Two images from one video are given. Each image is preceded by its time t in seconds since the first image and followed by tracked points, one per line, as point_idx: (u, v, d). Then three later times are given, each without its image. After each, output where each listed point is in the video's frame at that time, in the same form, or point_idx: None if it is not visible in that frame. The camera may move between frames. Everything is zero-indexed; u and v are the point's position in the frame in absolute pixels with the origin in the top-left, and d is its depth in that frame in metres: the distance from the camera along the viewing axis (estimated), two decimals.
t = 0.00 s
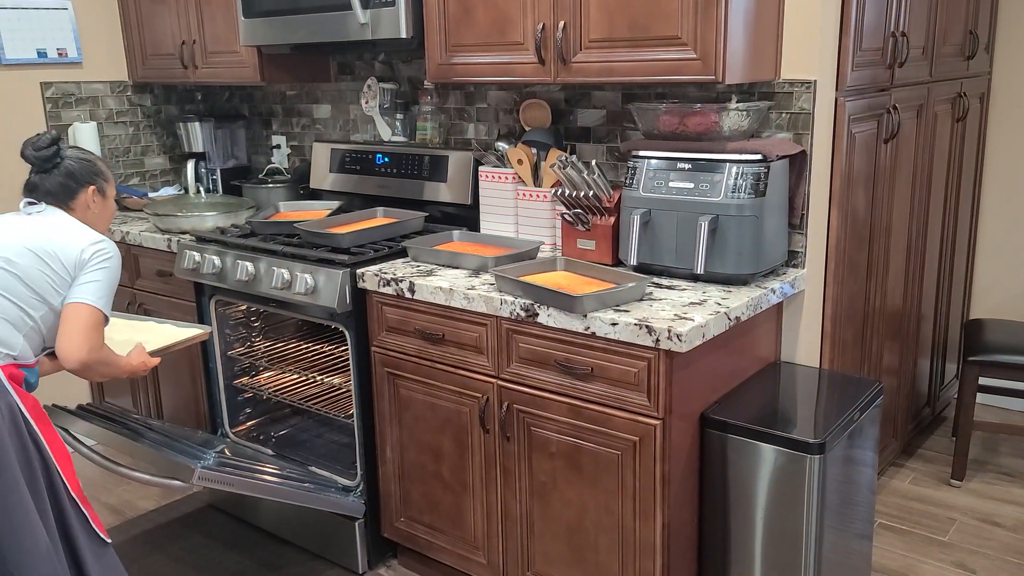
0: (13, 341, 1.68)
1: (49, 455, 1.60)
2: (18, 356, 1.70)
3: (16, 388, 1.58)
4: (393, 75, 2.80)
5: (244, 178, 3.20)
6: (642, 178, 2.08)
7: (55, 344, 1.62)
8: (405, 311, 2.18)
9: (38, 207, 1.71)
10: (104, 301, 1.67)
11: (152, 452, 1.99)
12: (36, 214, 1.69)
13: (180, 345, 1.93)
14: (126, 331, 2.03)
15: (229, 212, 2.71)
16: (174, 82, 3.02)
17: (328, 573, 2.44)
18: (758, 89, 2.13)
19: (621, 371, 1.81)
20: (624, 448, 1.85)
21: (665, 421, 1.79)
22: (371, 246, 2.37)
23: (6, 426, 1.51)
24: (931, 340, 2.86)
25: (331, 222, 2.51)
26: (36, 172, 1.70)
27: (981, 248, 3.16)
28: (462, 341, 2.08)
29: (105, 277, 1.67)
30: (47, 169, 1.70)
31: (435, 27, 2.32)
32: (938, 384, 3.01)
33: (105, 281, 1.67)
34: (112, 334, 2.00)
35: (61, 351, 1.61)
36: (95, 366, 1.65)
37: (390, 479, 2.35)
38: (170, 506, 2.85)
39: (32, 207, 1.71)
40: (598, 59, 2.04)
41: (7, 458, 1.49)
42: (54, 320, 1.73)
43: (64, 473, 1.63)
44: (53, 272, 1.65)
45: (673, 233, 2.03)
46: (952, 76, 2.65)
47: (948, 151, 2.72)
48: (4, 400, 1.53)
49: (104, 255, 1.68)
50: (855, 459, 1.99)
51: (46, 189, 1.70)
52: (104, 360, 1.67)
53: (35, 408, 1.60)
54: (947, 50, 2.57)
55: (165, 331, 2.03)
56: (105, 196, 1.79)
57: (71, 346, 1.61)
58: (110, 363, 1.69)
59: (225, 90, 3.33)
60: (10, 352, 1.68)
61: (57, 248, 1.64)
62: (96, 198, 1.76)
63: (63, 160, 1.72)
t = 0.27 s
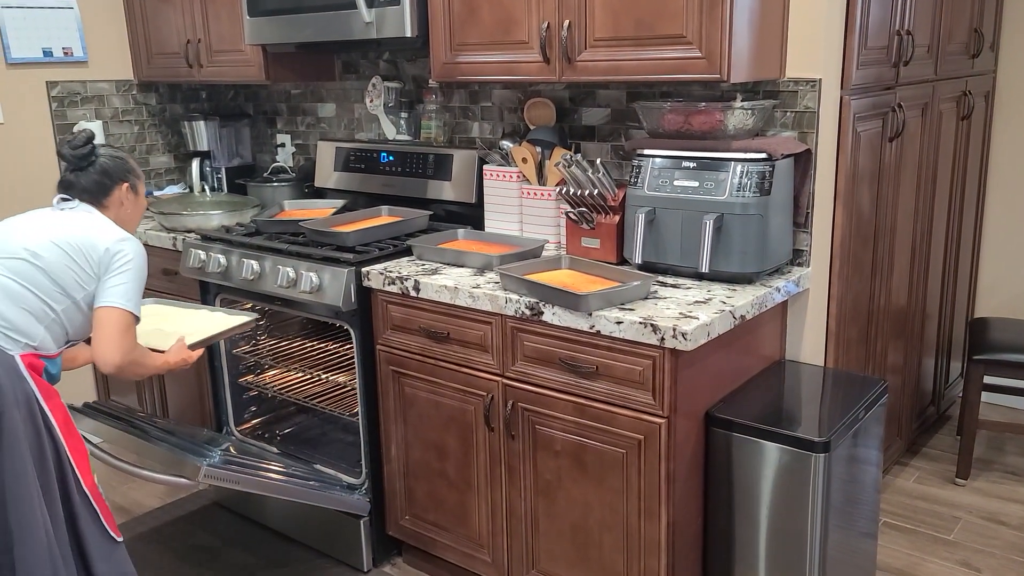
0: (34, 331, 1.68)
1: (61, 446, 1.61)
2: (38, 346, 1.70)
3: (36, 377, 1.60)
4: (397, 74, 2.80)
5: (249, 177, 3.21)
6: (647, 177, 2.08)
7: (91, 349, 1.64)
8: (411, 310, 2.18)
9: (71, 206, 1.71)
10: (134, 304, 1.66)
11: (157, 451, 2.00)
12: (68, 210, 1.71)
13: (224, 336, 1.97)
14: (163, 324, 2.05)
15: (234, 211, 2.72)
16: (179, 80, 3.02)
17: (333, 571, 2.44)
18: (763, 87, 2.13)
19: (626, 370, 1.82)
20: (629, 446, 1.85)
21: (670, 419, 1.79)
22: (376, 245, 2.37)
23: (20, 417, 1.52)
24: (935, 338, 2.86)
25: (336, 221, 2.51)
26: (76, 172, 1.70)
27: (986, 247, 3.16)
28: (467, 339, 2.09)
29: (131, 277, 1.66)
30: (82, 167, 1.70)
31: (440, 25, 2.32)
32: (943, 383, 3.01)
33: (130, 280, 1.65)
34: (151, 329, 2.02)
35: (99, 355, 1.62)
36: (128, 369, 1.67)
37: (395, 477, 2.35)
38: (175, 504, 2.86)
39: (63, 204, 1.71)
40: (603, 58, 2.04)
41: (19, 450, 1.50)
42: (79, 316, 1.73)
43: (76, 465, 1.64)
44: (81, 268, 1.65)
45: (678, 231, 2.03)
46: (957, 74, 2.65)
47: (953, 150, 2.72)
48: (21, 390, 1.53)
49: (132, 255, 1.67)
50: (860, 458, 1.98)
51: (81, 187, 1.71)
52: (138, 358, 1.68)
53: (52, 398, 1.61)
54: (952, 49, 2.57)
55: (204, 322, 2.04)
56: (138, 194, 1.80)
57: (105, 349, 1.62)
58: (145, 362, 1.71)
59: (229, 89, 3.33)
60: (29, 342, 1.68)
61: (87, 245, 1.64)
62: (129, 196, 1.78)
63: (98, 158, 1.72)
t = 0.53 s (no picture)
0: (57, 326, 1.66)
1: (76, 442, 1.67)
2: (60, 341, 1.68)
3: (58, 372, 1.65)
4: (401, 74, 2.81)
5: (252, 177, 3.21)
6: (651, 177, 2.08)
7: (136, 352, 1.64)
8: (414, 309, 2.18)
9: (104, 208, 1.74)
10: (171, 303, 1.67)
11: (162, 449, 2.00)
12: (100, 212, 1.73)
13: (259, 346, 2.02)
14: (200, 331, 2.12)
15: (238, 211, 2.74)
16: (183, 80, 3.03)
17: (337, 570, 2.45)
18: (767, 87, 2.13)
19: (630, 369, 1.82)
20: (633, 446, 1.85)
21: (674, 419, 1.79)
22: (380, 244, 2.38)
23: (36, 409, 1.59)
24: (939, 337, 2.86)
25: (340, 221, 2.51)
26: (110, 176, 1.74)
27: (990, 246, 3.16)
28: (471, 339, 2.09)
29: (164, 277, 1.67)
30: (115, 170, 1.74)
31: (444, 25, 2.32)
32: (946, 382, 3.00)
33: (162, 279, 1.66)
34: (190, 337, 2.08)
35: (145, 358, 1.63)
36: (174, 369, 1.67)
37: (399, 476, 2.36)
38: (180, 503, 2.86)
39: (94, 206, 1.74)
40: (607, 58, 2.05)
41: (31, 440, 1.58)
42: (105, 314, 1.72)
43: (91, 460, 1.70)
44: (110, 265, 1.66)
45: (682, 231, 2.03)
46: (961, 73, 2.65)
47: (957, 149, 2.72)
48: (40, 384, 1.61)
49: (162, 256, 1.69)
50: (864, 458, 1.99)
51: (113, 191, 1.74)
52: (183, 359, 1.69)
53: (73, 392, 1.68)
54: (956, 48, 2.57)
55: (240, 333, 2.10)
56: (165, 199, 1.83)
57: (151, 351, 1.63)
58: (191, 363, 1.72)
59: (233, 89, 3.35)
60: (52, 337, 1.66)
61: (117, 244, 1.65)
62: (157, 200, 1.81)
63: (129, 163, 1.76)
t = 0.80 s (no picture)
0: (74, 325, 1.68)
1: (88, 441, 1.67)
2: (75, 341, 1.70)
3: (70, 370, 1.66)
4: (403, 75, 2.81)
5: (255, 177, 3.21)
6: (654, 178, 2.08)
7: (171, 357, 1.71)
8: (417, 310, 2.19)
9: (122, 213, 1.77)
10: (196, 309, 1.71)
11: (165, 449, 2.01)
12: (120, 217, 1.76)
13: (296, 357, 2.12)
14: (237, 345, 2.22)
15: (241, 212, 2.75)
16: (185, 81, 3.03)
17: (340, 571, 2.45)
18: (769, 88, 2.13)
19: (632, 370, 1.82)
20: (636, 447, 1.86)
21: (676, 420, 1.79)
22: (383, 245, 2.38)
23: (50, 407, 1.60)
24: (941, 338, 2.86)
25: (342, 221, 2.52)
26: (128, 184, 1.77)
27: (992, 247, 3.16)
28: (473, 339, 2.09)
29: (183, 281, 1.70)
30: (134, 178, 1.77)
31: (447, 27, 2.32)
32: (948, 383, 3.00)
33: (183, 284, 1.69)
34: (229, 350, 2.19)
35: (181, 362, 1.70)
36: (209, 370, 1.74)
37: (401, 477, 2.36)
38: (182, 503, 2.87)
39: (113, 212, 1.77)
40: (609, 59, 2.05)
41: (45, 437, 1.59)
42: (120, 315, 1.75)
43: (101, 460, 1.71)
44: (129, 269, 1.69)
45: (684, 232, 2.04)
46: (963, 74, 2.65)
47: (959, 150, 2.72)
48: (54, 383, 1.62)
49: (181, 261, 1.72)
50: (866, 459, 1.99)
51: (131, 198, 1.77)
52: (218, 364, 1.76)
53: (85, 392, 1.69)
54: (959, 49, 2.57)
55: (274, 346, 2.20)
56: (181, 207, 1.87)
57: (187, 355, 1.70)
58: (223, 370, 1.79)
59: (235, 90, 3.36)
60: (67, 336, 1.67)
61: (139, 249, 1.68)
62: (174, 208, 1.85)
63: (148, 171, 1.79)
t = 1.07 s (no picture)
0: (82, 326, 1.68)
1: (94, 439, 1.68)
2: (82, 341, 1.69)
3: (78, 370, 1.67)
4: (406, 75, 2.81)
5: (258, 178, 3.22)
6: (657, 179, 2.08)
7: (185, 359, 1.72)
8: (421, 310, 2.19)
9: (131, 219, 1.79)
10: (209, 313, 1.73)
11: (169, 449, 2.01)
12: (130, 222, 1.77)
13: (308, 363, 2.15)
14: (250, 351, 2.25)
15: (244, 212, 2.75)
16: (189, 81, 3.03)
17: (343, 571, 2.45)
18: (773, 89, 2.13)
19: (636, 371, 1.82)
20: (640, 447, 1.86)
21: (680, 420, 1.79)
22: (386, 245, 2.38)
23: (60, 405, 1.61)
24: (944, 339, 2.86)
25: (346, 222, 2.52)
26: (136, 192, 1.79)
27: (994, 248, 3.16)
28: (477, 340, 2.09)
29: (194, 286, 1.70)
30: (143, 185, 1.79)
31: (451, 27, 2.32)
32: (951, 384, 3.00)
33: (193, 287, 1.70)
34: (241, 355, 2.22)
35: (196, 364, 1.71)
36: (224, 371, 1.76)
37: (404, 477, 2.36)
38: (185, 503, 2.87)
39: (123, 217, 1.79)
40: (613, 60, 2.05)
41: (58, 435, 1.60)
42: (128, 317, 1.75)
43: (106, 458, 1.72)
44: (140, 272, 1.69)
45: (688, 232, 2.04)
46: (966, 75, 2.65)
47: (962, 151, 2.72)
48: (61, 381, 1.62)
49: (191, 265, 1.72)
50: (869, 460, 1.99)
51: (142, 205, 1.79)
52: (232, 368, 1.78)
53: (91, 391, 1.70)
54: (961, 50, 2.57)
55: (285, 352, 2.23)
56: (191, 214, 1.89)
57: (203, 357, 1.71)
58: (236, 372, 1.80)
59: (239, 90, 3.36)
60: (75, 336, 1.67)
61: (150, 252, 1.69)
62: (184, 216, 1.86)
63: (158, 177, 1.80)
